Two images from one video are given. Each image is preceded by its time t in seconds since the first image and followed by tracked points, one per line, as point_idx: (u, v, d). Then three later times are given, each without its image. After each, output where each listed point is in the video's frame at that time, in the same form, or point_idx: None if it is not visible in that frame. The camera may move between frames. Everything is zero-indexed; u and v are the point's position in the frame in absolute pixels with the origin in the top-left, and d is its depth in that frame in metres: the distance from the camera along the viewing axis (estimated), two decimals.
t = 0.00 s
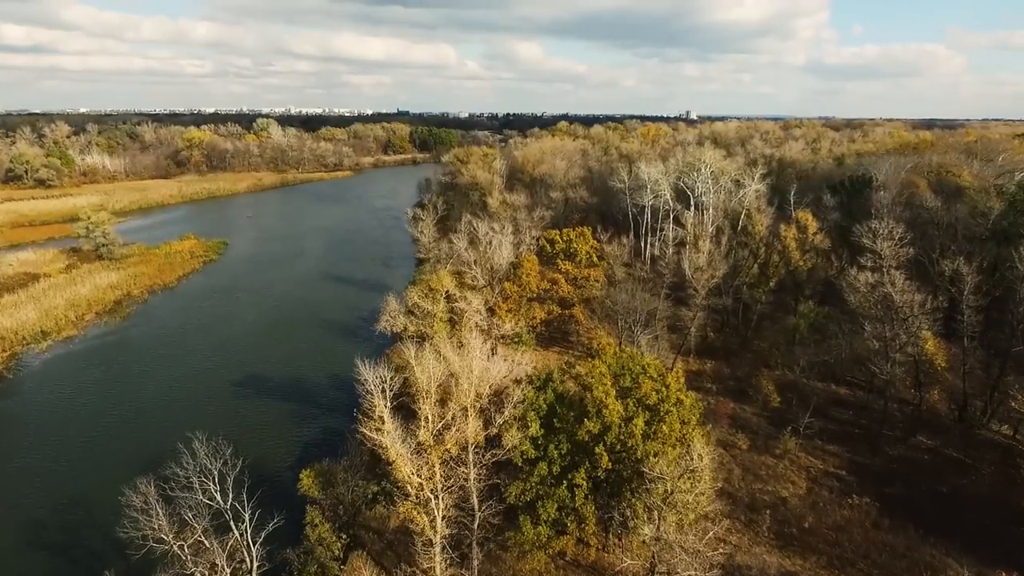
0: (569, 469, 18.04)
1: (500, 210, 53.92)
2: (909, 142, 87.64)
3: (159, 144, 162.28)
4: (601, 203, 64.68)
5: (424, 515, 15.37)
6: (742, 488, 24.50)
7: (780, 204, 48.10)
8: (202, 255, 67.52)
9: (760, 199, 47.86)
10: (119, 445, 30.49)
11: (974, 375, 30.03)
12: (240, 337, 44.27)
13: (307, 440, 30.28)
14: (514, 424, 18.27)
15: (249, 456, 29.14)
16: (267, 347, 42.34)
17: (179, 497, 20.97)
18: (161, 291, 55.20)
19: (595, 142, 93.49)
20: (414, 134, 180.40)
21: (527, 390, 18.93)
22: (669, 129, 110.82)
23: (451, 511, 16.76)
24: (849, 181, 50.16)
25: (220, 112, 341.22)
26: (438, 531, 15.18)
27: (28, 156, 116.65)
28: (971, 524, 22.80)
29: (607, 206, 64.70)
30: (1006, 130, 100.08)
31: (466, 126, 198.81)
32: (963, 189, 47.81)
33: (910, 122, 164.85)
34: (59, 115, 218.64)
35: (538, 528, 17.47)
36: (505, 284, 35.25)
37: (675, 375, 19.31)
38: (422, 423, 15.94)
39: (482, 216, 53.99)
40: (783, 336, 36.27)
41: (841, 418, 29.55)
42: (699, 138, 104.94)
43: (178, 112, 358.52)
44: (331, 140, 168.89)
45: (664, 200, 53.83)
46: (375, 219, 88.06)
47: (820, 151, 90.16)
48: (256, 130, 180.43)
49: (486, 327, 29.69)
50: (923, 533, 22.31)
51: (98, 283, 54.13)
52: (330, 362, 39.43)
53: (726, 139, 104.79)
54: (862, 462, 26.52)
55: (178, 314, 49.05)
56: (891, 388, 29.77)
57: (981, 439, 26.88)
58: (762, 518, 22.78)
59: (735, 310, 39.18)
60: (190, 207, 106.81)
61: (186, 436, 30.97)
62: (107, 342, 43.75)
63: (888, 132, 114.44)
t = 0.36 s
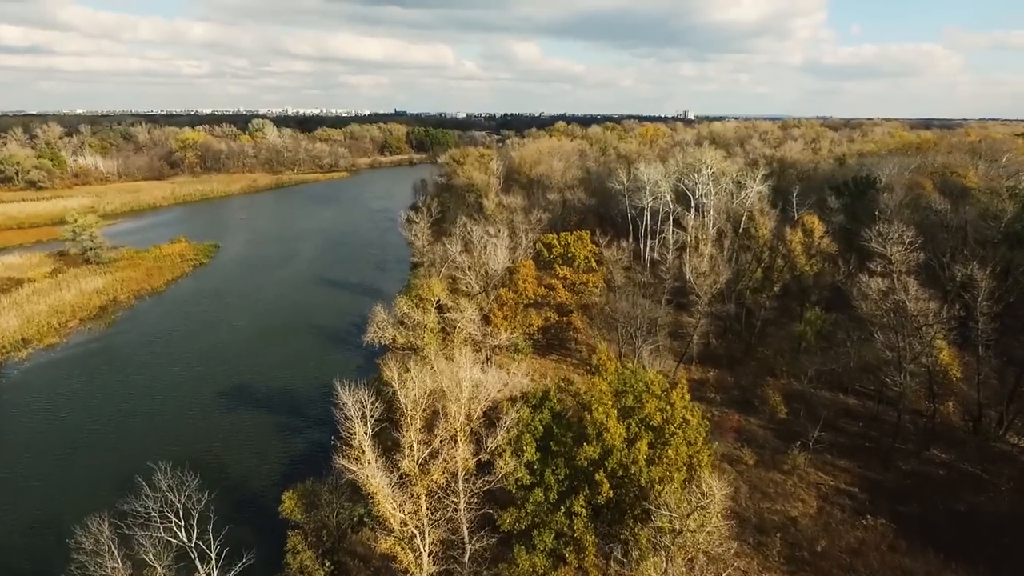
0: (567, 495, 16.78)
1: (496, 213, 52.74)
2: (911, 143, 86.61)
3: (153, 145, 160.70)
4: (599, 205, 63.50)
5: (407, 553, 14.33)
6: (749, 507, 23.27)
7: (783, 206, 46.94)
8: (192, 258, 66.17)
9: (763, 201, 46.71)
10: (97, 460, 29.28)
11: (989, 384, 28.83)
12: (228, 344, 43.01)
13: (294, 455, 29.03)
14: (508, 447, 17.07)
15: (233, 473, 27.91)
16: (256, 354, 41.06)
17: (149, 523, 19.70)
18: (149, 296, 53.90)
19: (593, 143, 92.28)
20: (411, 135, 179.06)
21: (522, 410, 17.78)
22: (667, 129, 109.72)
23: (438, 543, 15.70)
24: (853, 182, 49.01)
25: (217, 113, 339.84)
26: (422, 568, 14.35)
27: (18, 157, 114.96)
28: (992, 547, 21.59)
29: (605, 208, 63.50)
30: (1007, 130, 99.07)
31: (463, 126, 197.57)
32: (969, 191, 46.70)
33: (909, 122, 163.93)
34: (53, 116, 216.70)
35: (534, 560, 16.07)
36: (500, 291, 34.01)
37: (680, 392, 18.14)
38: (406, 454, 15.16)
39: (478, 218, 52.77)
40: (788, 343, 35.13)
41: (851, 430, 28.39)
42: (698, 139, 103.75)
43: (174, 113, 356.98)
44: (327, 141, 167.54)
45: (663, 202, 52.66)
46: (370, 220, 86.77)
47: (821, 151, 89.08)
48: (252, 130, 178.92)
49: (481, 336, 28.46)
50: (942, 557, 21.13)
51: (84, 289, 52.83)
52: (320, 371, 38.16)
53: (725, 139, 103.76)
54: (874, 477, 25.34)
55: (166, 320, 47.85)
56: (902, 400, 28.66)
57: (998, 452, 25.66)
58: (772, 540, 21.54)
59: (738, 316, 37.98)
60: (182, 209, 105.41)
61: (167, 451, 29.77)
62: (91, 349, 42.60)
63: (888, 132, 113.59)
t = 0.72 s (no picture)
0: (565, 523, 15.64)
1: (492, 214, 51.63)
2: (914, 143, 85.54)
3: (149, 145, 159.37)
4: (598, 207, 62.42)
5: None
6: (756, 527, 22.14)
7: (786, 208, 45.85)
8: (184, 260, 64.97)
9: (766, 203, 45.66)
10: (75, 473, 28.11)
11: (1004, 394, 27.72)
12: (216, 351, 41.81)
13: (281, 470, 27.87)
14: (502, 473, 16.20)
15: (217, 489, 26.72)
16: (245, 362, 39.95)
17: (116, 545, 18.41)
18: (138, 300, 52.70)
19: (592, 143, 91.15)
20: (409, 135, 177.79)
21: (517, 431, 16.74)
22: (667, 130, 108.67)
23: None
24: (857, 184, 47.97)
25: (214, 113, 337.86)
26: None
27: (10, 157, 113.47)
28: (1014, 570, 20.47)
29: (605, 209, 62.39)
30: (1010, 129, 98.00)
31: (462, 126, 196.31)
32: (977, 193, 45.67)
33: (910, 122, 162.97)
34: (48, 116, 215.21)
35: None
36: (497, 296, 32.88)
37: (685, 411, 17.14)
38: (388, 489, 14.67)
39: (475, 221, 51.67)
40: (794, 351, 34.06)
41: (861, 443, 27.31)
42: (698, 139, 102.72)
43: (171, 113, 355.04)
44: (324, 141, 166.35)
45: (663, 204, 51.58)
46: (365, 222, 85.60)
47: (823, 151, 87.96)
48: (248, 130, 177.62)
49: (476, 345, 27.35)
50: None
51: (71, 292, 51.61)
52: (311, 378, 36.97)
53: (725, 139, 102.77)
54: (887, 494, 24.22)
55: (154, 325, 46.72)
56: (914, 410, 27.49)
57: (1016, 467, 24.53)
58: (782, 564, 20.40)
59: (741, 322, 36.88)
60: (177, 210, 104.14)
61: (148, 465, 28.58)
62: (76, 355, 41.44)
63: (889, 133, 112.55)
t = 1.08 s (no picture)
0: (563, 561, 14.50)
1: (489, 216, 50.36)
2: (917, 143, 84.39)
3: (144, 145, 157.82)
4: (598, 208, 61.18)
5: None
6: (766, 551, 20.85)
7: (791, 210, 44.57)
8: (174, 263, 63.62)
9: (770, 205, 44.45)
10: (49, 490, 26.77)
11: None
12: (203, 359, 40.48)
13: (266, 488, 26.52)
14: (495, 506, 15.19)
15: (196, 509, 25.36)
16: (233, 369, 38.73)
17: None
18: (125, 304, 51.36)
19: (591, 143, 89.88)
20: (406, 135, 176.39)
21: (511, 460, 15.69)
22: (666, 129, 107.43)
23: None
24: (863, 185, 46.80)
25: (211, 113, 335.67)
26: None
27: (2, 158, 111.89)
28: None
29: (604, 210, 61.14)
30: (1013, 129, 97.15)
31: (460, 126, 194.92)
32: (987, 194, 44.41)
33: (910, 122, 161.93)
34: (44, 116, 213.59)
35: None
36: (492, 303, 31.69)
37: (693, 436, 15.93)
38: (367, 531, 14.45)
39: (471, 223, 50.42)
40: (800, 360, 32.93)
41: (873, 458, 26.09)
42: (698, 139, 101.45)
43: (168, 113, 352.96)
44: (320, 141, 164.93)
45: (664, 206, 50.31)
46: (361, 224, 84.36)
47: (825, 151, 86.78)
48: (244, 130, 176.09)
49: (470, 357, 26.25)
50: None
51: (56, 297, 50.24)
52: (300, 387, 35.67)
53: (725, 139, 101.53)
54: (903, 514, 22.95)
55: (141, 331, 45.40)
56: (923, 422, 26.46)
57: None
58: None
59: (746, 329, 35.71)
60: (170, 211, 102.73)
61: (124, 481, 27.22)
62: (59, 362, 40.13)
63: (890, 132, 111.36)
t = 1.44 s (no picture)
0: None
1: (485, 218, 49.09)
2: (920, 142, 83.19)
3: (138, 145, 156.41)
4: (596, 210, 59.97)
5: None
6: None
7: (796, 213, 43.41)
8: (164, 266, 62.29)
9: (774, 207, 43.24)
10: (19, 509, 25.48)
11: None
12: (189, 367, 39.15)
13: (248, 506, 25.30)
14: (486, 544, 14.54)
15: (174, 530, 24.08)
16: (219, 378, 37.37)
17: None
18: (111, 309, 50.04)
19: (589, 143, 88.64)
20: (403, 135, 175.02)
21: (504, 492, 14.93)
22: (666, 129, 106.17)
23: None
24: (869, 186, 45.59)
25: (209, 112, 334.60)
26: None
27: None
28: None
29: (603, 211, 59.93)
30: (1016, 129, 95.98)
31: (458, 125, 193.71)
32: (997, 195, 43.18)
33: (911, 122, 160.73)
34: (39, 116, 211.99)
35: None
36: (486, 311, 30.47)
37: (699, 461, 15.00)
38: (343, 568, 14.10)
39: (467, 226, 49.19)
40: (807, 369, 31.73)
41: (886, 475, 24.80)
42: (698, 138, 100.23)
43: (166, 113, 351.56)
44: (317, 141, 163.59)
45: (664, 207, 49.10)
46: (357, 225, 83.07)
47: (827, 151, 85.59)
48: (241, 130, 174.63)
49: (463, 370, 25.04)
50: None
51: (40, 302, 48.90)
52: (287, 397, 34.31)
53: (726, 139, 100.32)
54: (919, 536, 21.70)
55: (127, 337, 44.09)
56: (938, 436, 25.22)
57: None
58: None
59: (750, 336, 34.46)
60: (163, 212, 101.41)
61: (99, 500, 25.93)
62: (40, 371, 38.84)
63: (892, 132, 110.08)
